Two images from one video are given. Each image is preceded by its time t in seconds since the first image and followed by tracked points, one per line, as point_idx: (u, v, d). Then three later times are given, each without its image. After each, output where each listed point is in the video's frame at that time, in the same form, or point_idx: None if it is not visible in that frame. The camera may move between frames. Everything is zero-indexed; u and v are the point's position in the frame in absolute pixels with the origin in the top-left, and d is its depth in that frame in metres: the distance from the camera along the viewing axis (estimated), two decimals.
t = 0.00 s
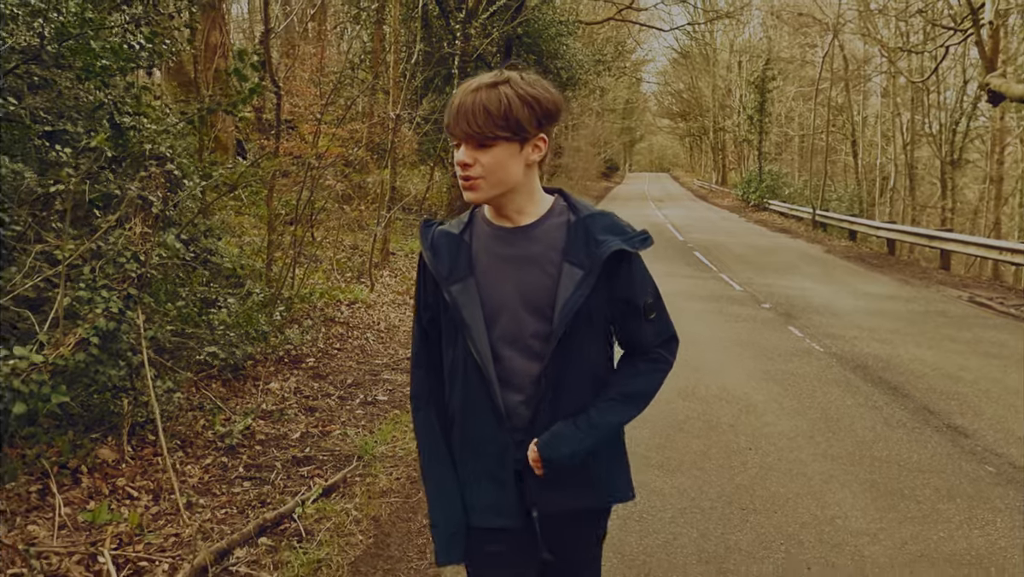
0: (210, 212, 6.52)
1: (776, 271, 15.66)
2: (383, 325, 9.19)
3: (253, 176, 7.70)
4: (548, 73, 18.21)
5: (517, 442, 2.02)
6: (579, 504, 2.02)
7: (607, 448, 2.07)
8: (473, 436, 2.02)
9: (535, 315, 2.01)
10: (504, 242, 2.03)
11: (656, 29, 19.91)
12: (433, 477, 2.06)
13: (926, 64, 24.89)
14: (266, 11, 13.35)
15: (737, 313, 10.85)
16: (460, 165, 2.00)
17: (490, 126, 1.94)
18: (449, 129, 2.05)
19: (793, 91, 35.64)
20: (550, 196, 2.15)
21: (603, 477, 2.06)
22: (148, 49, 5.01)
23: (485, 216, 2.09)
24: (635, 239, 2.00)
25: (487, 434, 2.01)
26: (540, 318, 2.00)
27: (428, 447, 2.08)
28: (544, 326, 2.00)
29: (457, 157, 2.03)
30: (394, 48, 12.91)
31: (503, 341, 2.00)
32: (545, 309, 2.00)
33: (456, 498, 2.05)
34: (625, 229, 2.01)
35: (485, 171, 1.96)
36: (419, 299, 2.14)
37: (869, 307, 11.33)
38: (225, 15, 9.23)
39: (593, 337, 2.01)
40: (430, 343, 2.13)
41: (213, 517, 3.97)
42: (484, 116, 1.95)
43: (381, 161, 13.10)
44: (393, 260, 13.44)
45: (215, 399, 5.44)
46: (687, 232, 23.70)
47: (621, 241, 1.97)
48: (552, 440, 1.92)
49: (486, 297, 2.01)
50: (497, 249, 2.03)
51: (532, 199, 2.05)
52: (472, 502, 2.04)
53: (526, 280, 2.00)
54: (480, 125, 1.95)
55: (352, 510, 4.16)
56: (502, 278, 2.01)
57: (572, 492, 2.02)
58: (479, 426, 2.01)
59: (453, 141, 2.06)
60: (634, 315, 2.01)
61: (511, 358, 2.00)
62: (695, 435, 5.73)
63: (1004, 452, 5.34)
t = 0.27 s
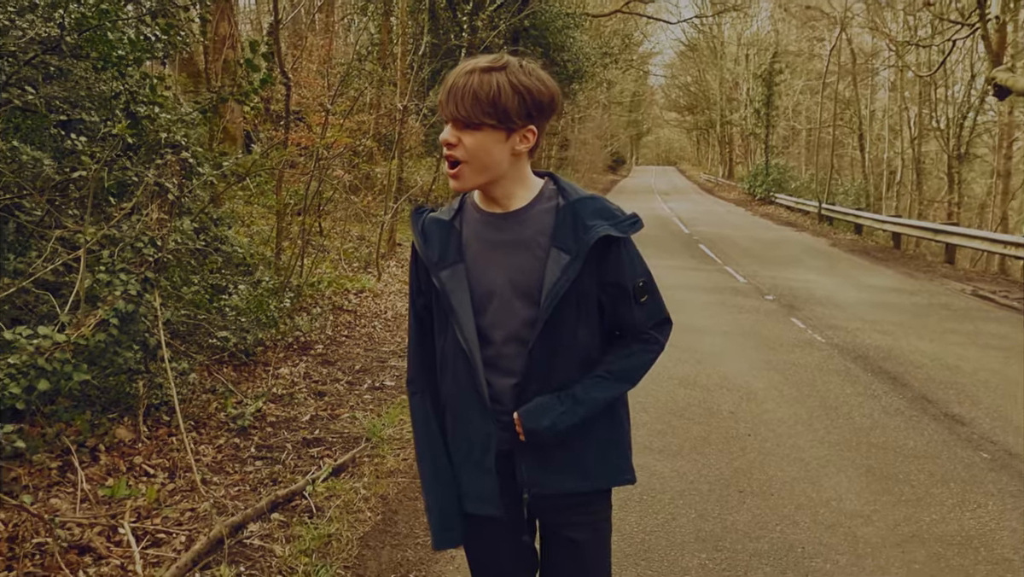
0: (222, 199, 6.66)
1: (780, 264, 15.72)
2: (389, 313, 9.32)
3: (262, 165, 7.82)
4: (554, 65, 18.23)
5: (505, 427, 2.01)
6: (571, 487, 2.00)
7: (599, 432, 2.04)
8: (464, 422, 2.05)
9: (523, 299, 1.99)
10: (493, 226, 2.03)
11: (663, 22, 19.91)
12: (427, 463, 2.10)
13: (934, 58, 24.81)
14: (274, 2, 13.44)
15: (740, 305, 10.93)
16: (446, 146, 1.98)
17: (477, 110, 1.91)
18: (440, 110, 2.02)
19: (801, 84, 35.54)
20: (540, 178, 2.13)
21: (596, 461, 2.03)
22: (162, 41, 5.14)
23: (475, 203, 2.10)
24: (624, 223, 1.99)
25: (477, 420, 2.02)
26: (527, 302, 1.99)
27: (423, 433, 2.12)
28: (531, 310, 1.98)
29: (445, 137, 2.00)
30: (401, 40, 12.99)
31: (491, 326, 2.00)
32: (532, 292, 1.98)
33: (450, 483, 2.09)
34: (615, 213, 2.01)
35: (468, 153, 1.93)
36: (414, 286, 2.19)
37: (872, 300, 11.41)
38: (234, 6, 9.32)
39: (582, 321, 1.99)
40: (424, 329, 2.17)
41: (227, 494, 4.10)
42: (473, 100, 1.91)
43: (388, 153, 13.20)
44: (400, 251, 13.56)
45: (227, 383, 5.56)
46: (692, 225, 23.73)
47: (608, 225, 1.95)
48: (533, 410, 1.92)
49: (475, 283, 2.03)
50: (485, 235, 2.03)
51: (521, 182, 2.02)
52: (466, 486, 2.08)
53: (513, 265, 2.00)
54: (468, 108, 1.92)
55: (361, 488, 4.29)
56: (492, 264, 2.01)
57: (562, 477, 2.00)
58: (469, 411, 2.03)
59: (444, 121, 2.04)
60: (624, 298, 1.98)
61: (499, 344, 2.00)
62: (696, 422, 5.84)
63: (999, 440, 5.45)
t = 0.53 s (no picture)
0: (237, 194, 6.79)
1: (787, 258, 15.77)
2: (399, 306, 9.45)
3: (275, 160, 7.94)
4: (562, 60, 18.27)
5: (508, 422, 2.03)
6: (571, 482, 2.02)
7: (600, 429, 2.06)
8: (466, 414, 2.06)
9: (530, 297, 2.00)
10: (503, 224, 2.04)
11: (671, 16, 19.92)
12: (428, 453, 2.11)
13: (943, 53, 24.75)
14: None
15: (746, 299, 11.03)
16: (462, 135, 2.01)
17: (499, 105, 1.94)
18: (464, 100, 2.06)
19: (809, 79, 35.45)
20: (550, 176, 2.14)
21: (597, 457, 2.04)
22: (180, 37, 5.27)
23: (486, 198, 2.10)
24: (633, 225, 1.99)
25: (478, 413, 2.03)
26: (533, 300, 2.00)
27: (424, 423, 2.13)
28: (537, 308, 2.00)
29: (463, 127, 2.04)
30: (410, 35, 13.09)
31: (496, 321, 2.01)
32: (538, 290, 2.00)
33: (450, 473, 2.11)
34: (624, 216, 2.00)
35: (482, 144, 1.96)
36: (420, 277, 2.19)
37: (877, 295, 11.48)
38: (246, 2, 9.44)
39: (586, 320, 2.01)
40: (429, 320, 2.18)
41: (245, 479, 4.21)
42: (496, 96, 1.94)
43: (396, 147, 13.31)
44: (409, 245, 13.68)
45: (242, 373, 5.70)
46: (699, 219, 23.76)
47: (618, 228, 1.96)
48: (535, 406, 1.94)
49: (483, 279, 2.03)
50: (494, 230, 2.04)
51: (534, 181, 2.04)
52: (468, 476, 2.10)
53: (521, 263, 2.01)
54: (491, 102, 1.95)
55: (374, 474, 4.43)
56: (499, 260, 2.02)
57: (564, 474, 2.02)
58: (471, 404, 2.04)
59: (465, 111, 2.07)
60: (629, 300, 2.00)
61: (504, 340, 2.01)
62: (701, 413, 5.95)
63: (998, 432, 5.57)
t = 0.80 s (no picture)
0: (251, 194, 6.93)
1: (792, 256, 15.83)
2: (408, 304, 9.57)
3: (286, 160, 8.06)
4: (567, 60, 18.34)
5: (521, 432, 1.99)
6: (582, 492, 2.00)
7: (612, 440, 2.04)
8: (480, 422, 2.03)
9: (546, 307, 1.96)
10: (523, 233, 2.00)
11: (676, 15, 19.97)
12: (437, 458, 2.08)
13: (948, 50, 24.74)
14: None
15: (752, 297, 11.11)
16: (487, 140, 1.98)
17: (526, 115, 1.90)
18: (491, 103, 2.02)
19: (814, 76, 35.43)
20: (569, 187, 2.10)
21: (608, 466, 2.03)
22: (198, 42, 5.42)
23: (505, 206, 2.06)
24: (651, 239, 1.95)
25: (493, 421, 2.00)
26: (550, 310, 1.96)
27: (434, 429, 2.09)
28: (554, 319, 1.96)
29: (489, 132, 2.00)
30: (417, 36, 13.19)
31: (511, 330, 1.97)
32: (555, 301, 1.96)
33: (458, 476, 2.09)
34: (642, 228, 1.96)
35: (506, 153, 1.92)
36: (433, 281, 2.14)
37: (882, 292, 11.55)
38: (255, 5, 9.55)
39: (602, 332, 1.97)
40: (441, 325, 2.12)
41: (263, 472, 4.33)
42: (524, 104, 1.91)
43: (404, 146, 13.43)
44: (417, 244, 13.79)
45: (258, 369, 5.83)
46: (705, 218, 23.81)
47: (637, 242, 1.92)
48: (550, 416, 1.91)
49: (500, 287, 1.98)
50: (512, 239, 2.00)
51: (554, 193, 2.01)
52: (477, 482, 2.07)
53: (539, 273, 1.96)
54: (519, 110, 1.91)
55: (388, 467, 4.55)
56: (517, 269, 1.98)
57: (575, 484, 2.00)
58: (485, 412, 2.01)
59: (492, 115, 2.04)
60: (644, 313, 1.96)
61: (519, 349, 1.96)
62: (708, 409, 6.05)
63: (999, 426, 5.67)
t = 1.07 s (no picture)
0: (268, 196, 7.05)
1: (796, 254, 15.92)
2: (417, 301, 9.70)
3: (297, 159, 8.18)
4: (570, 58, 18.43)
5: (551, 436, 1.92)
6: (612, 500, 1.94)
7: (643, 447, 1.98)
8: (507, 424, 1.96)
9: (579, 308, 1.89)
10: (555, 232, 1.93)
11: (678, 14, 20.06)
12: (461, 460, 2.03)
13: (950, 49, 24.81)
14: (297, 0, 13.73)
15: (756, 293, 11.21)
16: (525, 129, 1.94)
17: (570, 106, 1.88)
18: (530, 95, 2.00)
19: (816, 75, 35.47)
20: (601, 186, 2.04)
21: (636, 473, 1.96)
22: (219, 44, 5.52)
23: (536, 203, 1.99)
24: (685, 240, 1.89)
25: (522, 423, 1.93)
26: (582, 312, 1.88)
27: (458, 430, 2.02)
28: (586, 320, 1.88)
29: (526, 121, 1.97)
30: (423, 36, 13.29)
31: (541, 331, 1.89)
32: (588, 302, 1.89)
33: (481, 478, 2.04)
34: (676, 229, 1.90)
35: (545, 143, 1.89)
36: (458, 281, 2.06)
37: (885, 289, 11.65)
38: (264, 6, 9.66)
39: (634, 334, 1.90)
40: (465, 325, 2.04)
41: (283, 461, 4.44)
42: (567, 96, 1.88)
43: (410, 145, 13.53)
44: (423, 242, 13.91)
45: (274, 363, 5.95)
46: (708, 216, 23.89)
47: (673, 242, 1.86)
48: (585, 432, 1.84)
49: (530, 287, 1.91)
50: (545, 238, 1.93)
51: (588, 190, 1.95)
52: (502, 486, 2.01)
53: (572, 272, 1.89)
54: (561, 102, 1.89)
55: (405, 456, 4.67)
56: (549, 268, 1.90)
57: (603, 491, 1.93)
58: (513, 416, 1.94)
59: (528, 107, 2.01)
60: (678, 315, 1.89)
61: (550, 350, 1.89)
62: (716, 402, 6.17)
63: (1000, 417, 5.79)
